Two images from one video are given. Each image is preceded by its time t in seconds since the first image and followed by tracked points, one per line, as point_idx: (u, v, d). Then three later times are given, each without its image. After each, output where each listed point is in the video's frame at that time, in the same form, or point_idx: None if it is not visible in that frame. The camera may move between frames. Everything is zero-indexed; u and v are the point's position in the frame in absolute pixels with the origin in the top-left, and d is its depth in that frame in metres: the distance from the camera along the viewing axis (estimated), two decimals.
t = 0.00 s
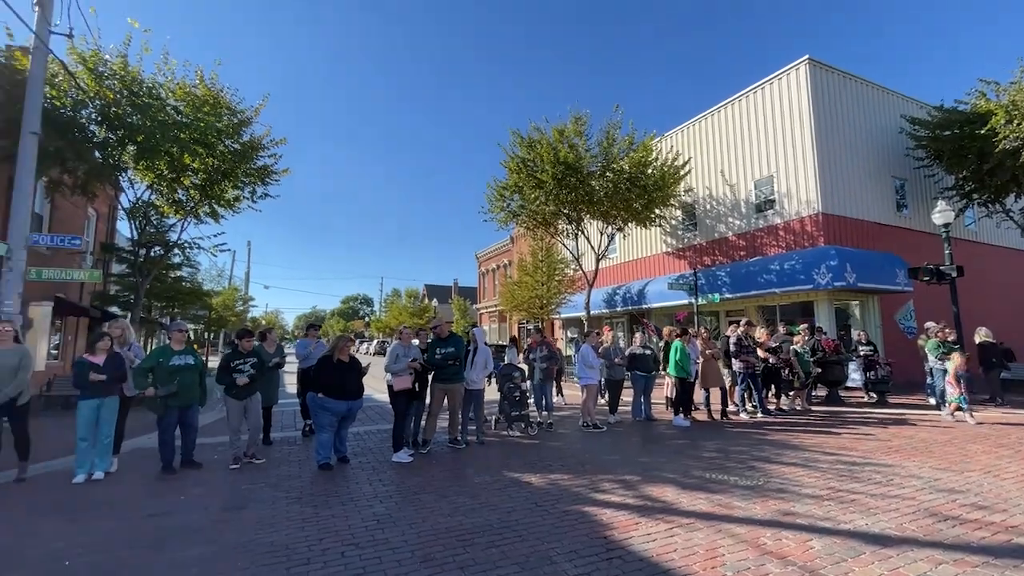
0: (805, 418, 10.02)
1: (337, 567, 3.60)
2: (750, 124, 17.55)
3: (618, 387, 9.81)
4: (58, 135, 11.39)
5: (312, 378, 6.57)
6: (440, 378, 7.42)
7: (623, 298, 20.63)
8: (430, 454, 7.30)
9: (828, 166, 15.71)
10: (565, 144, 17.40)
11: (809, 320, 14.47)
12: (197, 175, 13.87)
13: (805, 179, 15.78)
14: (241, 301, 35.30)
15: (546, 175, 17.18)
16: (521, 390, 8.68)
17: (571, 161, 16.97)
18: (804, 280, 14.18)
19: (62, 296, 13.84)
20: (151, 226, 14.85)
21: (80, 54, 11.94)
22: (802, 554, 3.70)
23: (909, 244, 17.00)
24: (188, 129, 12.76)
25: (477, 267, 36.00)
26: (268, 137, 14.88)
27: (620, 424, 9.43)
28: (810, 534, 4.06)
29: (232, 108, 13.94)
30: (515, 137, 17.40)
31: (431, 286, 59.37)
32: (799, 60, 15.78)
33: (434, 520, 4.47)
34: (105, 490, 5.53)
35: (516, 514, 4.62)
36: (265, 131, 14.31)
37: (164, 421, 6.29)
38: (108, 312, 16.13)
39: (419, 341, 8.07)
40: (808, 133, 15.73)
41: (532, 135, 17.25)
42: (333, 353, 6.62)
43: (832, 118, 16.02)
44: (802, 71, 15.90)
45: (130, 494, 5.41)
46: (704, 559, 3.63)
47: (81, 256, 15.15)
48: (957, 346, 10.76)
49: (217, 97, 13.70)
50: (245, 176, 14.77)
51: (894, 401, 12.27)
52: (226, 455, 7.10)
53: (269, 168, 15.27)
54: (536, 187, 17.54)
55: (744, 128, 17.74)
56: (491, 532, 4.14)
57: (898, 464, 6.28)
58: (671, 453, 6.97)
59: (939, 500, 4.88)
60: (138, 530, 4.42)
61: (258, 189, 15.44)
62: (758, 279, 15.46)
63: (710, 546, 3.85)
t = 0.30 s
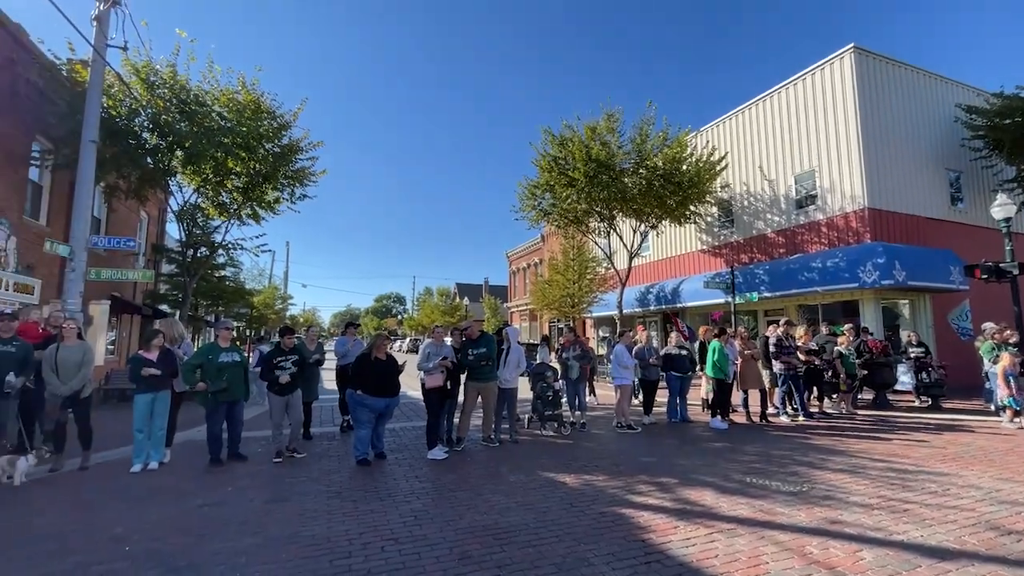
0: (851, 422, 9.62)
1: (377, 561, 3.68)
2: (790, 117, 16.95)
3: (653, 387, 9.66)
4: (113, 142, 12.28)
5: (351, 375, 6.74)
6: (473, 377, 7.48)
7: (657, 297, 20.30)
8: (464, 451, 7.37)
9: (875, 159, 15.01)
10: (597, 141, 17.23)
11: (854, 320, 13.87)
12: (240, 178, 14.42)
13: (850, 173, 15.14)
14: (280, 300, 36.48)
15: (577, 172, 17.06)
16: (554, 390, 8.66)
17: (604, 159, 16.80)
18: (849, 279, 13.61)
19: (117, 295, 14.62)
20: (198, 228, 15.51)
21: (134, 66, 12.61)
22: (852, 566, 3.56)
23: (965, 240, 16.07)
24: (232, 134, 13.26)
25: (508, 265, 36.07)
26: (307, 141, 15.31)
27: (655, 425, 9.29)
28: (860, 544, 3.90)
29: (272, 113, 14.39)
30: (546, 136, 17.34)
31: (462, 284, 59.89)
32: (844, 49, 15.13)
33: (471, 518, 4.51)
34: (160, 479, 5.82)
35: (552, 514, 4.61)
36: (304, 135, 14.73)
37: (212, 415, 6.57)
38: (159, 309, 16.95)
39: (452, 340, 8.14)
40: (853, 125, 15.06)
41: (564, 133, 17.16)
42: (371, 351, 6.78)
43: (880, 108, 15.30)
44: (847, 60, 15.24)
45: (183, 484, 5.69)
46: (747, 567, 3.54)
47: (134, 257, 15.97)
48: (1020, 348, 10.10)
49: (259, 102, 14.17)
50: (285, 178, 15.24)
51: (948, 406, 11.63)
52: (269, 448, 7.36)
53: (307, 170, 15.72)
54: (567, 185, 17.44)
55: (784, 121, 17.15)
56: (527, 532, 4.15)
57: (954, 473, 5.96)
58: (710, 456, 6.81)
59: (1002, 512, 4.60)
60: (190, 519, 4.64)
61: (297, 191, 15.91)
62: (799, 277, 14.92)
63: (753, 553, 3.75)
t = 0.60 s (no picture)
0: (882, 425, 9.34)
1: (402, 554, 3.73)
2: (820, 110, 16.49)
3: (676, 386, 9.54)
4: (147, 143, 12.70)
5: (376, 370, 6.83)
6: (494, 374, 7.51)
7: (680, 295, 20.03)
8: (485, 447, 7.41)
9: (910, 153, 14.50)
10: (619, 137, 17.06)
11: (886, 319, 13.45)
12: (267, 177, 14.73)
13: (883, 167, 14.65)
14: (304, 296, 37.16)
15: (599, 169, 16.93)
16: (576, 388, 8.64)
17: (626, 155, 16.62)
18: (881, 276, 13.20)
19: (150, 291, 15.11)
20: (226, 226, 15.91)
21: (166, 68, 12.99)
22: (884, 571, 3.46)
23: (1006, 237, 15.43)
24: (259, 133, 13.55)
25: (529, 263, 36.02)
26: (331, 139, 15.55)
27: (678, 425, 9.18)
28: (893, 549, 3.79)
29: (298, 112, 14.64)
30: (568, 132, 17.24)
31: (482, 281, 60.11)
32: (877, 38, 14.62)
33: (494, 513, 4.54)
34: (192, 469, 6.01)
35: (574, 511, 4.60)
36: (328, 134, 14.97)
37: (242, 407, 6.76)
38: (189, 305, 17.46)
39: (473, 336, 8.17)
40: (886, 118, 14.58)
41: (585, 130, 17.04)
42: (395, 347, 6.85)
43: (915, 100, 14.76)
44: (880, 50, 14.74)
45: (214, 474, 5.86)
46: (775, 569, 3.47)
47: (166, 254, 16.47)
48: None
49: (285, 102, 14.44)
50: (310, 177, 15.50)
51: (986, 409, 11.19)
52: (295, 442, 7.52)
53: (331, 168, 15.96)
54: (589, 181, 17.33)
55: (813, 114, 16.69)
56: (550, 529, 4.15)
57: (993, 478, 5.73)
58: (734, 456, 6.70)
59: None
60: (222, 508, 4.77)
61: (321, 189, 16.17)
62: (828, 275, 14.54)
63: (780, 555, 3.68)
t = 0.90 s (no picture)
0: (892, 426, 9.25)
1: (410, 550, 3.75)
2: (831, 109, 16.33)
3: (683, 386, 9.50)
4: (158, 141, 12.84)
5: (383, 368, 6.87)
6: (501, 373, 7.52)
7: (687, 295, 19.94)
8: (492, 445, 7.43)
9: (922, 152, 14.32)
10: (628, 136, 16.98)
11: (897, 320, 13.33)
12: (276, 176, 14.83)
13: (895, 167, 14.47)
14: (313, 294, 37.36)
15: (607, 168, 16.87)
16: (583, 387, 8.63)
17: (634, 154, 16.55)
18: (892, 277, 13.06)
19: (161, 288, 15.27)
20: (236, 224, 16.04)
21: (177, 67, 13.09)
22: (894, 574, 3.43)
23: (1020, 238, 15.20)
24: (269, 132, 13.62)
25: (536, 262, 35.96)
26: (340, 138, 15.62)
27: (685, 425, 9.14)
28: (903, 552, 3.76)
29: (308, 111, 14.68)
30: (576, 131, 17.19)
31: (489, 280, 60.16)
32: (891, 36, 14.43)
33: (501, 511, 4.55)
34: (202, 465, 6.07)
35: (581, 510, 4.61)
36: (337, 132, 15.02)
37: (250, 403, 6.83)
38: (199, 302, 17.64)
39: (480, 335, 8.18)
40: (898, 117, 14.42)
41: (593, 128, 16.98)
42: (403, 345, 6.89)
43: (929, 99, 14.56)
44: (894, 48, 14.55)
45: (223, 469, 5.92)
46: (783, 571, 3.46)
47: (177, 251, 16.63)
48: None
49: (295, 100, 14.43)
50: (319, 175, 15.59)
51: (999, 412, 11.04)
52: (303, 438, 7.57)
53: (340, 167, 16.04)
54: (597, 180, 17.28)
55: (824, 113, 16.51)
56: (557, 527, 4.16)
57: (1006, 482, 5.66)
58: (742, 457, 6.66)
59: None
60: (230, 503, 4.82)
61: (330, 187, 16.24)
62: (838, 275, 14.41)
63: (789, 557, 3.66)
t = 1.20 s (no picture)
0: (881, 429, 9.30)
1: (396, 554, 3.70)
2: (823, 113, 16.43)
3: (675, 388, 9.51)
4: (148, 137, 12.68)
5: (373, 368, 6.81)
6: (492, 373, 7.47)
7: (680, 297, 20.00)
8: (483, 447, 7.38)
9: (912, 158, 14.44)
10: (621, 137, 17.00)
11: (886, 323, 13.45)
12: (268, 173, 14.71)
13: (886, 172, 14.59)
14: (304, 293, 37.09)
15: (601, 169, 16.88)
16: (574, 388, 8.60)
17: (628, 155, 16.57)
18: (882, 281, 13.15)
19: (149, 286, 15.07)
20: (227, 221, 15.89)
21: (167, 62, 12.92)
22: None
23: (1008, 243, 15.38)
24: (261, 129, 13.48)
25: (529, 263, 35.93)
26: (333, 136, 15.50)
27: (676, 427, 9.15)
28: (892, 556, 3.75)
29: (301, 108, 14.55)
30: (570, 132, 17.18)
31: (482, 280, 60.02)
32: (882, 42, 14.56)
33: (490, 514, 4.51)
34: (187, 466, 5.97)
35: (571, 513, 4.57)
36: (330, 131, 14.90)
37: (237, 402, 6.73)
38: (189, 300, 17.45)
39: (471, 335, 8.14)
40: (889, 122, 14.53)
41: (587, 130, 16.98)
42: (393, 345, 6.85)
43: (919, 105, 14.70)
44: (885, 54, 14.68)
45: (208, 471, 5.83)
46: None
47: (166, 249, 16.43)
48: None
49: (288, 98, 14.31)
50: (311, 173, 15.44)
51: (987, 415, 11.14)
52: (291, 439, 7.49)
53: (333, 165, 15.90)
54: (590, 182, 17.28)
55: (817, 117, 16.62)
56: (546, 531, 4.12)
57: (993, 485, 5.70)
58: (733, 460, 6.66)
59: None
60: (215, 505, 4.74)
61: (322, 185, 16.11)
62: (829, 279, 14.50)
63: (778, 561, 3.65)
